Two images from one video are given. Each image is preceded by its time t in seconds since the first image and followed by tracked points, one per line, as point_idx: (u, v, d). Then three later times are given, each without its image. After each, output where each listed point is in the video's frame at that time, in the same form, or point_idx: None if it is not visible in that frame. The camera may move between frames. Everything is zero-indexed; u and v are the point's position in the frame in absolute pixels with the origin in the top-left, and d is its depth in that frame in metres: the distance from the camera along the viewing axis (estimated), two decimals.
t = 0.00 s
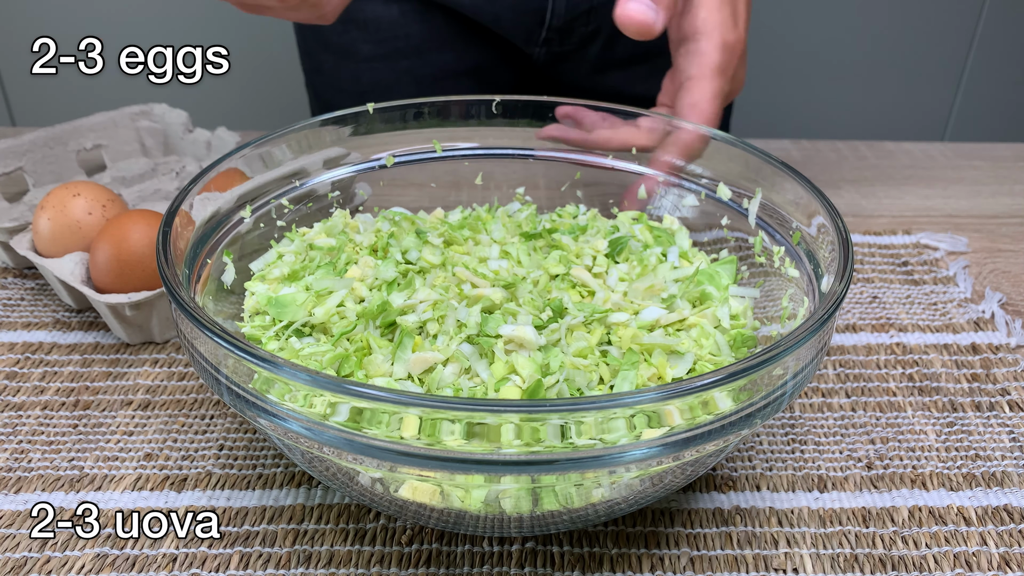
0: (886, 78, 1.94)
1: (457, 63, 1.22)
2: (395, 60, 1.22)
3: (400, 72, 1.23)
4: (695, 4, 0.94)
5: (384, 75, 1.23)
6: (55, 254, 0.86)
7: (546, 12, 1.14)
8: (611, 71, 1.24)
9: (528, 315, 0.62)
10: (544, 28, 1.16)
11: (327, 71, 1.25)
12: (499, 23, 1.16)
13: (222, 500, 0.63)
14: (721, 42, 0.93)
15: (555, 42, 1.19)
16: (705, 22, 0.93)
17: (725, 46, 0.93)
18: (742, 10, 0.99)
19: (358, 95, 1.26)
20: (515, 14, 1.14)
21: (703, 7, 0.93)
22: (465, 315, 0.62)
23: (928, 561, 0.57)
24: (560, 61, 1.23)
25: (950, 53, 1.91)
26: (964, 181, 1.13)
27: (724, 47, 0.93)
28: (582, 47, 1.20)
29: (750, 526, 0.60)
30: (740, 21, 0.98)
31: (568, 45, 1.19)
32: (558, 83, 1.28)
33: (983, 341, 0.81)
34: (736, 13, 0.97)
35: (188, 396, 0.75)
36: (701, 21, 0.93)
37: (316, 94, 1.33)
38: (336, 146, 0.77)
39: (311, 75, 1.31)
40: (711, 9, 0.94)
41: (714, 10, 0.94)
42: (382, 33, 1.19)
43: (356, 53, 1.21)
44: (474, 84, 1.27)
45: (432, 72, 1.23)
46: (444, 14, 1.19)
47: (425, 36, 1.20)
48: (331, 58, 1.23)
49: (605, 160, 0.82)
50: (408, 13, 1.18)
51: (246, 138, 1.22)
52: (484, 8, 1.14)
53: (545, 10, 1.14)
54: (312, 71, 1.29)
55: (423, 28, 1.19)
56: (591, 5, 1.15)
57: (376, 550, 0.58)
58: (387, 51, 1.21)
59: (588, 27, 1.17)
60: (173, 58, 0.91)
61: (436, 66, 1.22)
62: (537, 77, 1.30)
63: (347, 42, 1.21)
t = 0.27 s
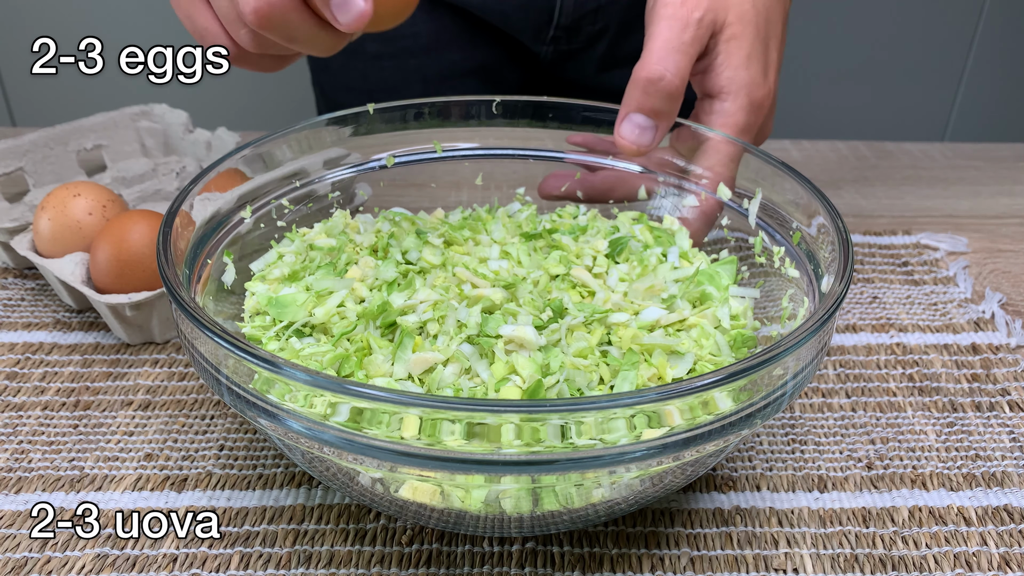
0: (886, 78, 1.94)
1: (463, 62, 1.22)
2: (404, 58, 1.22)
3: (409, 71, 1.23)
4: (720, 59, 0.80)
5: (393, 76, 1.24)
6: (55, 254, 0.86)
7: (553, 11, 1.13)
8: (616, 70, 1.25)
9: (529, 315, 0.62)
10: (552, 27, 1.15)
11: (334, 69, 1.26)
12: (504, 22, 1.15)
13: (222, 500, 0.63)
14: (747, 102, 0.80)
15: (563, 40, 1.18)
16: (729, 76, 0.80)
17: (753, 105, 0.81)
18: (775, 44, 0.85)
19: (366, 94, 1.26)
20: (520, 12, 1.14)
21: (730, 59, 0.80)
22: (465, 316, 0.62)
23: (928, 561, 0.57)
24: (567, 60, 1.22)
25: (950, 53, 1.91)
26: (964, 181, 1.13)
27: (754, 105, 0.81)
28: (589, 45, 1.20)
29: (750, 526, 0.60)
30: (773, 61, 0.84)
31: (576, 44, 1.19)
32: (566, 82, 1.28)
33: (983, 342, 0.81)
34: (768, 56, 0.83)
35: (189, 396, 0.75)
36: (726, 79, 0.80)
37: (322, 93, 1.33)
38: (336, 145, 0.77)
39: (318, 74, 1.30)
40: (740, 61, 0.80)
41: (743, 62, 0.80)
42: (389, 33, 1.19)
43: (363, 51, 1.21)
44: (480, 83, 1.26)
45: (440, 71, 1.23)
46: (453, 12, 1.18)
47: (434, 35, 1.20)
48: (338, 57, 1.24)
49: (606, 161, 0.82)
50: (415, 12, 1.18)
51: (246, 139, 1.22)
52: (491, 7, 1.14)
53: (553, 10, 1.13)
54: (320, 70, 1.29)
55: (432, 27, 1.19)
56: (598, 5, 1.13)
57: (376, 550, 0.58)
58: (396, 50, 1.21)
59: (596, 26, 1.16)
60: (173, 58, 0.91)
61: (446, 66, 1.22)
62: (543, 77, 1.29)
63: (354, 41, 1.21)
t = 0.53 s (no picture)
0: (886, 79, 1.95)
1: (465, 62, 1.22)
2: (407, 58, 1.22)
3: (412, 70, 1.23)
4: (705, 59, 0.80)
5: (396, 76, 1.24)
6: (55, 254, 0.86)
7: (559, 10, 1.14)
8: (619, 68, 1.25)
9: (528, 315, 0.62)
10: (556, 26, 1.16)
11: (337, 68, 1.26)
12: (506, 21, 1.15)
13: (222, 500, 0.63)
14: (734, 101, 0.80)
15: (566, 40, 1.19)
16: (716, 76, 0.79)
17: (739, 103, 0.80)
18: (760, 43, 0.85)
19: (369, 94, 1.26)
20: (521, 12, 1.14)
21: (715, 58, 0.79)
22: (464, 316, 0.62)
23: (927, 562, 0.58)
24: (571, 59, 1.23)
25: (950, 54, 1.91)
26: (963, 181, 1.13)
27: (741, 102, 0.80)
28: (592, 45, 1.20)
29: (749, 526, 0.60)
30: (758, 59, 0.84)
31: (579, 43, 1.19)
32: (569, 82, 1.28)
33: (982, 342, 0.81)
34: (753, 55, 0.82)
35: (188, 397, 0.75)
36: (711, 79, 0.79)
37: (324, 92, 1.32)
38: (336, 147, 0.77)
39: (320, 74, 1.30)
40: (725, 60, 0.79)
41: (728, 61, 0.79)
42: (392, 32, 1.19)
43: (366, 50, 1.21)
44: (483, 83, 1.26)
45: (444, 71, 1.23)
46: (457, 12, 1.18)
47: (438, 35, 1.20)
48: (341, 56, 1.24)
49: (605, 161, 0.82)
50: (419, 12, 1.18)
51: (247, 139, 1.22)
52: (495, 7, 1.14)
53: (558, 9, 1.14)
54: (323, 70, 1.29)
55: (437, 28, 1.19)
56: (603, 4, 1.15)
57: (376, 551, 0.58)
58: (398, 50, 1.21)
59: (600, 25, 1.17)
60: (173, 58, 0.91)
61: (449, 65, 1.22)
62: (544, 77, 1.29)
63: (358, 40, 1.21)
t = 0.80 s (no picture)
0: (886, 79, 1.95)
1: (466, 63, 1.22)
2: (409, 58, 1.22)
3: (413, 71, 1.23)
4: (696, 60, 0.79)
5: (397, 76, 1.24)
6: (55, 255, 0.86)
7: (559, 11, 1.14)
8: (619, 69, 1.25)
9: (527, 316, 0.62)
10: (557, 27, 1.16)
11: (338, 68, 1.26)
12: (506, 22, 1.15)
13: (221, 501, 0.63)
14: (726, 101, 0.79)
15: (567, 41, 1.19)
16: (708, 77, 0.79)
17: (732, 103, 0.80)
18: (751, 41, 0.85)
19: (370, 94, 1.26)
20: (522, 12, 1.14)
21: (707, 59, 0.79)
22: (464, 316, 0.62)
23: (926, 563, 0.58)
24: (572, 60, 1.23)
25: (949, 54, 1.91)
26: (962, 182, 1.13)
27: (732, 103, 0.80)
28: (593, 46, 1.20)
29: (748, 527, 0.61)
30: (749, 58, 0.84)
31: (580, 44, 1.19)
32: (569, 82, 1.28)
33: (982, 343, 0.81)
34: (744, 54, 0.82)
35: (188, 397, 0.75)
36: (701, 80, 0.79)
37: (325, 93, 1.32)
38: (336, 148, 0.77)
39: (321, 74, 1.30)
40: (716, 61, 0.79)
41: (720, 61, 0.79)
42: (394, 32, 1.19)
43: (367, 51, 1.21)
44: (483, 83, 1.26)
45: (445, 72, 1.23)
46: (458, 13, 1.18)
47: (439, 35, 1.20)
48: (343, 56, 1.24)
49: (605, 162, 0.81)
50: (420, 12, 1.18)
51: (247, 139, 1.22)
52: (496, 8, 1.13)
53: (559, 10, 1.14)
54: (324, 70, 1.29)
55: (437, 28, 1.19)
56: (603, 5, 1.14)
57: (376, 551, 0.58)
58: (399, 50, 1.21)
59: (600, 26, 1.17)
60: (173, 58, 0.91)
61: (451, 66, 1.22)
62: (544, 77, 1.29)
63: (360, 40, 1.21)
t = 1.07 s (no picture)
0: (886, 80, 1.95)
1: (467, 64, 1.22)
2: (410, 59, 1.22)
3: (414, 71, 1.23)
4: (697, 61, 0.79)
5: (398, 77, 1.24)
6: (55, 256, 0.87)
7: (560, 12, 1.14)
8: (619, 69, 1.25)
9: (527, 317, 0.62)
10: (557, 28, 1.16)
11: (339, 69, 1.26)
12: (507, 23, 1.15)
13: (222, 502, 0.63)
14: (727, 103, 0.79)
15: (568, 42, 1.19)
16: (709, 78, 0.79)
17: (732, 105, 0.80)
18: (751, 42, 0.85)
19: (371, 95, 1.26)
20: (523, 13, 1.14)
21: (707, 62, 0.79)
22: (464, 317, 0.62)
23: (925, 563, 0.58)
24: (572, 60, 1.23)
25: (949, 56, 1.91)
26: (961, 183, 1.13)
27: (733, 104, 0.80)
28: (593, 47, 1.20)
29: (748, 528, 0.61)
30: (749, 60, 0.84)
31: (580, 45, 1.19)
32: (569, 83, 1.28)
33: (981, 344, 0.81)
34: (744, 55, 0.82)
35: (188, 398, 0.75)
36: (702, 81, 0.79)
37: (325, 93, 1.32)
38: (336, 149, 0.77)
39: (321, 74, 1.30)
40: (717, 62, 0.79)
41: (720, 63, 0.79)
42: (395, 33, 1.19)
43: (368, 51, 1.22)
44: (484, 84, 1.26)
45: (446, 73, 1.23)
46: (458, 13, 1.18)
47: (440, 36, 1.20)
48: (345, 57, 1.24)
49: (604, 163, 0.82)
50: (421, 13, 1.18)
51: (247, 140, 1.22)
52: (497, 9, 1.13)
53: (559, 11, 1.14)
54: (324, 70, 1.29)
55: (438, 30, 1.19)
56: (604, 6, 1.14)
57: (375, 552, 0.59)
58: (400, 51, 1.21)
59: (601, 26, 1.17)
60: (173, 57, 0.91)
61: (452, 67, 1.22)
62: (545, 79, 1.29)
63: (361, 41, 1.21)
